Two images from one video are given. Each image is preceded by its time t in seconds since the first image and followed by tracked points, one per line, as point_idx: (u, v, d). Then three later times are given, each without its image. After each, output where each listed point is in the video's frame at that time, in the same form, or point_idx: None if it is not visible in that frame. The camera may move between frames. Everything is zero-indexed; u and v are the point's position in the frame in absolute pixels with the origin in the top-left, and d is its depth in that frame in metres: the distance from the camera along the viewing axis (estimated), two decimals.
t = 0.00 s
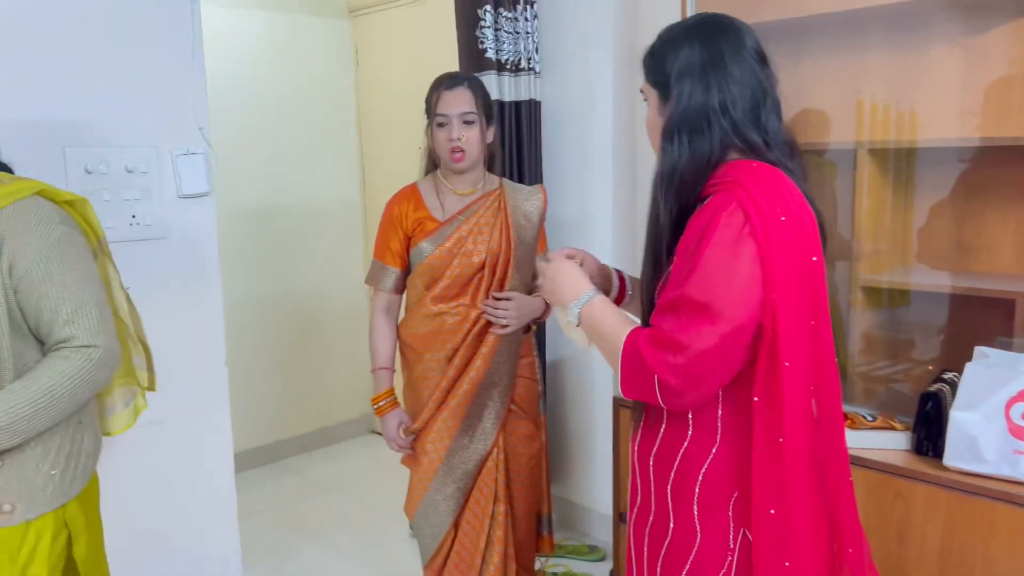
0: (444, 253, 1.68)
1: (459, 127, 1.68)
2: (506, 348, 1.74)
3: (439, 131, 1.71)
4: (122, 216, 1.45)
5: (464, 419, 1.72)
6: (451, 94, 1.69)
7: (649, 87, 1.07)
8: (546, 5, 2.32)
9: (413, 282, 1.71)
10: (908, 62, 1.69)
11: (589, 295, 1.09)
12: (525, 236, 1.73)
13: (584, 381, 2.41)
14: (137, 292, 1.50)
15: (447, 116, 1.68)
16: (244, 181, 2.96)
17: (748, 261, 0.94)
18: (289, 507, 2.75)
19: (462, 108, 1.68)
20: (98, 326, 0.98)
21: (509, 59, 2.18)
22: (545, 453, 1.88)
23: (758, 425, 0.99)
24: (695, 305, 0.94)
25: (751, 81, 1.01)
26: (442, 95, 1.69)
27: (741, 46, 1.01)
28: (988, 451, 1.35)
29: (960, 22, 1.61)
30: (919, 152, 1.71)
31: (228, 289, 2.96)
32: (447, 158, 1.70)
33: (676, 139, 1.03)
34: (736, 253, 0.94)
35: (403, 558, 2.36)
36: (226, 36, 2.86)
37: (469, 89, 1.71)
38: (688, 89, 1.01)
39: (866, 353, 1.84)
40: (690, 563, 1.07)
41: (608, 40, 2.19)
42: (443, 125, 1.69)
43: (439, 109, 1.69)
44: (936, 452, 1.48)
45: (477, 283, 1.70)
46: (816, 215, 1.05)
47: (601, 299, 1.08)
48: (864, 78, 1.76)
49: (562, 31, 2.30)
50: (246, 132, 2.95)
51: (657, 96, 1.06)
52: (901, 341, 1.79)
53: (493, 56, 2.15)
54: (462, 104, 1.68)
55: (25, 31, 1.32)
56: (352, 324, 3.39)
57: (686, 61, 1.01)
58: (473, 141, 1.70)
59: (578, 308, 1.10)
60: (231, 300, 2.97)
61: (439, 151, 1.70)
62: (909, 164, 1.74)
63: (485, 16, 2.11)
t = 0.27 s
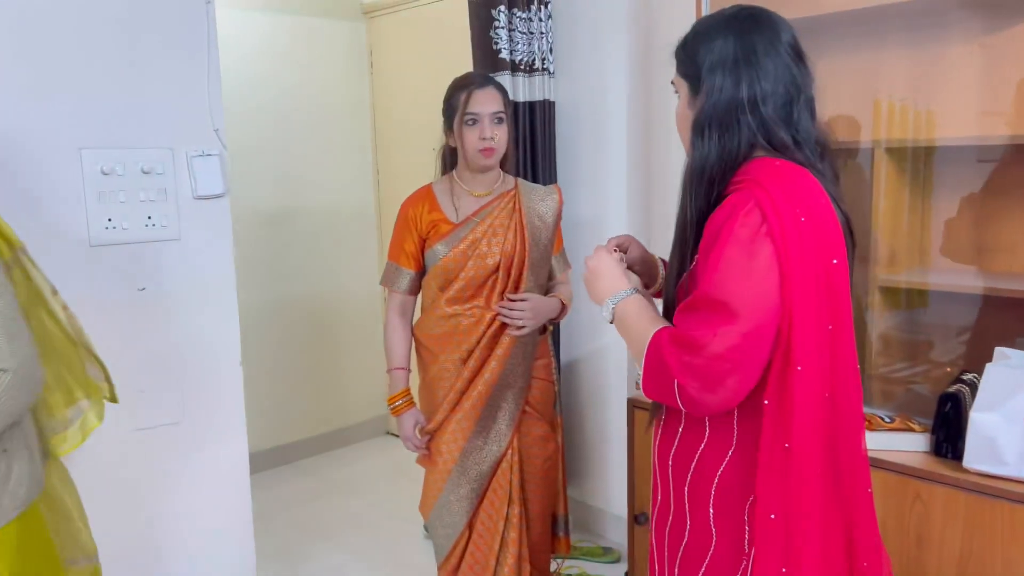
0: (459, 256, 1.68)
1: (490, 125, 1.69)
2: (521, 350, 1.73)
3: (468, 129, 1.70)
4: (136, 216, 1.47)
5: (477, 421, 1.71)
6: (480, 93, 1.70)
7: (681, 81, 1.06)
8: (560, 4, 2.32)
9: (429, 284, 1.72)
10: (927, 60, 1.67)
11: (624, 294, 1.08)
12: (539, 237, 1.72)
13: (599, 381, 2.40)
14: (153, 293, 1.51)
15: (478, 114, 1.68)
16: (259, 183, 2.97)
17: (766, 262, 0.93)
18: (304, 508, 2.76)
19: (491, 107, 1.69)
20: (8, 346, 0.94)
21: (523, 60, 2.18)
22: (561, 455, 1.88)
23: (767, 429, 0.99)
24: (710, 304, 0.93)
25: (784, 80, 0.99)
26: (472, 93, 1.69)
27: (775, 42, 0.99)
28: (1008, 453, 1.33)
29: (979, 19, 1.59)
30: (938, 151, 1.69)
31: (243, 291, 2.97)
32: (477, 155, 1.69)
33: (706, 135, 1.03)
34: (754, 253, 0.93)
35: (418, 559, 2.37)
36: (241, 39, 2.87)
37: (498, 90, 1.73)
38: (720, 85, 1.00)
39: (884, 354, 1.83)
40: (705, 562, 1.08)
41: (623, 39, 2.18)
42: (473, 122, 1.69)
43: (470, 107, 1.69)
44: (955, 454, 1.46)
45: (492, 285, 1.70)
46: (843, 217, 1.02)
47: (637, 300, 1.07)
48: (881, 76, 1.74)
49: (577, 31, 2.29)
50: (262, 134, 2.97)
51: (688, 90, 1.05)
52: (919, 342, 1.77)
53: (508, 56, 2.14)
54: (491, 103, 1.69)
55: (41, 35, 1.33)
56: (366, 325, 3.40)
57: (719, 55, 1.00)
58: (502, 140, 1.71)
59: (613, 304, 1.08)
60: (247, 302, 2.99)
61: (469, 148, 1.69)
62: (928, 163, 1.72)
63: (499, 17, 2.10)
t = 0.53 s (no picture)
0: (476, 253, 1.68)
1: (508, 123, 1.68)
2: (537, 348, 1.73)
3: (485, 126, 1.69)
4: (146, 214, 1.47)
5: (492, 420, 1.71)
6: (499, 90, 1.68)
7: (699, 77, 1.03)
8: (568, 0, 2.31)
9: (445, 283, 1.72)
10: (938, 55, 1.66)
11: (636, 290, 1.08)
12: (555, 234, 1.72)
13: (607, 378, 2.40)
14: (163, 290, 1.51)
15: (496, 111, 1.67)
16: (268, 181, 2.98)
17: (798, 258, 0.92)
18: (312, 505, 2.77)
19: (509, 104, 1.68)
20: None
21: (531, 56, 2.18)
22: (575, 453, 1.88)
23: (792, 428, 0.98)
24: (739, 301, 0.93)
25: (809, 64, 0.98)
26: (490, 90, 1.68)
27: (791, 25, 0.98)
28: (1019, 451, 1.32)
29: (991, 13, 1.58)
30: (949, 146, 1.68)
31: (252, 288, 2.98)
32: (494, 152, 1.68)
33: (738, 124, 0.99)
34: (787, 249, 0.92)
35: (427, 555, 2.37)
36: (249, 37, 2.88)
37: (515, 87, 1.72)
38: (748, 71, 0.97)
39: (893, 351, 1.82)
40: (727, 561, 1.08)
41: (631, 35, 2.18)
42: (491, 120, 1.68)
43: (488, 104, 1.68)
44: (965, 451, 1.45)
45: (509, 283, 1.70)
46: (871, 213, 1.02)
47: (652, 293, 1.07)
48: (892, 72, 1.73)
49: (584, 27, 2.29)
50: (270, 132, 2.98)
51: (709, 85, 1.02)
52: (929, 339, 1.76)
53: (515, 52, 2.13)
54: (509, 101, 1.68)
55: (51, 33, 1.34)
56: (374, 322, 3.40)
57: (739, 43, 0.98)
58: (518, 139, 1.71)
59: (628, 301, 1.08)
60: (255, 299, 3.00)
61: (486, 145, 1.69)
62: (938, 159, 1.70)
63: (507, 13, 2.10)
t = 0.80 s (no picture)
0: (494, 245, 1.67)
1: (526, 113, 1.68)
2: (555, 341, 1.73)
3: (503, 116, 1.68)
4: (150, 204, 1.47)
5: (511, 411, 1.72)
6: (516, 80, 1.68)
7: (709, 75, 0.96)
8: None
9: (461, 274, 1.72)
10: (945, 45, 1.65)
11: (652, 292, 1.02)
12: (572, 226, 1.72)
13: (612, 369, 2.39)
14: (167, 280, 1.51)
15: (514, 100, 1.67)
16: (272, 173, 2.98)
17: (846, 248, 0.89)
18: (316, 496, 2.77)
19: (527, 94, 1.68)
20: None
21: (535, 47, 2.17)
22: (587, 447, 1.87)
23: (834, 419, 0.96)
24: (787, 294, 0.89)
25: (821, 47, 0.96)
26: (508, 80, 1.67)
27: (792, 11, 0.96)
28: None
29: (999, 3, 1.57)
30: (955, 136, 1.67)
31: (256, 280, 2.98)
32: (512, 143, 1.68)
33: (771, 116, 0.94)
34: (833, 240, 0.89)
35: (432, 546, 2.38)
36: (252, 28, 2.87)
37: (532, 77, 1.72)
38: (772, 61, 0.93)
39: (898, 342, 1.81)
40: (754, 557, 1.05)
41: (635, 26, 2.16)
42: (509, 110, 1.68)
43: (506, 94, 1.67)
44: (971, 443, 1.45)
45: (528, 274, 1.69)
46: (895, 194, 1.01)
47: (672, 292, 1.01)
48: (899, 62, 1.72)
49: (589, 18, 2.27)
50: (274, 124, 2.97)
51: (729, 84, 0.95)
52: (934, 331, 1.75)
53: (519, 43, 2.12)
54: (527, 91, 1.68)
55: (54, 23, 1.34)
56: (379, 314, 3.40)
57: (751, 34, 0.94)
58: (536, 128, 1.70)
59: (645, 304, 1.02)
60: (259, 291, 3.00)
61: (504, 135, 1.68)
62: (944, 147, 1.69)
63: (511, 3, 2.08)
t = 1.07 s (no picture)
0: (505, 238, 1.67)
1: (539, 106, 1.67)
2: (566, 335, 1.73)
3: (516, 109, 1.68)
4: (150, 196, 1.46)
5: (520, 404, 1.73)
6: (529, 73, 1.68)
7: (712, 68, 0.95)
8: None
9: (471, 265, 1.72)
10: (948, 38, 1.64)
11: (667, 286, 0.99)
12: (585, 220, 1.72)
13: (612, 362, 2.39)
14: (168, 272, 1.51)
15: (527, 94, 1.67)
16: (271, 165, 2.97)
17: (868, 233, 0.88)
18: (316, 488, 2.77)
19: (540, 87, 1.68)
20: None
21: (536, 38, 2.16)
22: (597, 442, 1.87)
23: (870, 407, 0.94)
24: (813, 282, 0.88)
25: (821, 35, 0.96)
26: (521, 72, 1.67)
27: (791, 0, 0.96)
28: None
29: None
30: (956, 128, 1.66)
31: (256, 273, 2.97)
32: (524, 136, 1.68)
33: (780, 106, 0.93)
34: (854, 225, 0.88)
35: (434, 538, 2.38)
36: (251, 20, 2.85)
37: (546, 70, 1.71)
38: (778, 49, 0.93)
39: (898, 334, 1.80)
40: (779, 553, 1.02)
41: (637, 18, 2.15)
42: (522, 103, 1.67)
43: (519, 87, 1.67)
44: (973, 435, 1.45)
45: (539, 267, 1.69)
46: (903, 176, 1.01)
47: (686, 290, 0.98)
48: (903, 54, 1.71)
49: (591, 9, 2.26)
50: (274, 116, 2.96)
51: (734, 74, 0.95)
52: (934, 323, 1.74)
53: (520, 34, 2.13)
54: (540, 84, 1.68)
55: (54, 14, 1.33)
56: (378, 306, 3.40)
57: (756, 23, 0.94)
58: (550, 122, 1.70)
59: (661, 297, 0.98)
60: (259, 283, 2.99)
61: (517, 128, 1.68)
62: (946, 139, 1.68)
63: None
